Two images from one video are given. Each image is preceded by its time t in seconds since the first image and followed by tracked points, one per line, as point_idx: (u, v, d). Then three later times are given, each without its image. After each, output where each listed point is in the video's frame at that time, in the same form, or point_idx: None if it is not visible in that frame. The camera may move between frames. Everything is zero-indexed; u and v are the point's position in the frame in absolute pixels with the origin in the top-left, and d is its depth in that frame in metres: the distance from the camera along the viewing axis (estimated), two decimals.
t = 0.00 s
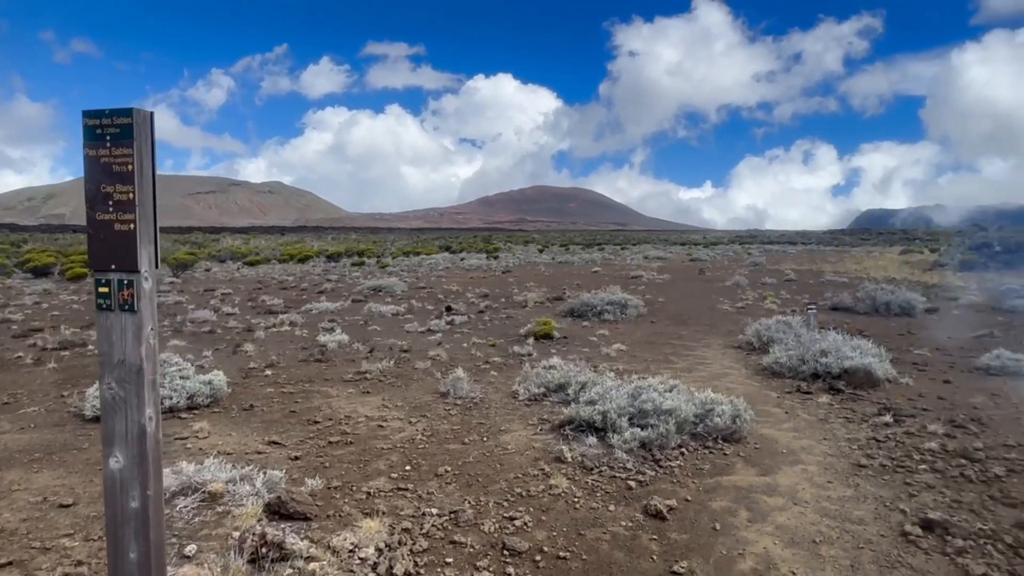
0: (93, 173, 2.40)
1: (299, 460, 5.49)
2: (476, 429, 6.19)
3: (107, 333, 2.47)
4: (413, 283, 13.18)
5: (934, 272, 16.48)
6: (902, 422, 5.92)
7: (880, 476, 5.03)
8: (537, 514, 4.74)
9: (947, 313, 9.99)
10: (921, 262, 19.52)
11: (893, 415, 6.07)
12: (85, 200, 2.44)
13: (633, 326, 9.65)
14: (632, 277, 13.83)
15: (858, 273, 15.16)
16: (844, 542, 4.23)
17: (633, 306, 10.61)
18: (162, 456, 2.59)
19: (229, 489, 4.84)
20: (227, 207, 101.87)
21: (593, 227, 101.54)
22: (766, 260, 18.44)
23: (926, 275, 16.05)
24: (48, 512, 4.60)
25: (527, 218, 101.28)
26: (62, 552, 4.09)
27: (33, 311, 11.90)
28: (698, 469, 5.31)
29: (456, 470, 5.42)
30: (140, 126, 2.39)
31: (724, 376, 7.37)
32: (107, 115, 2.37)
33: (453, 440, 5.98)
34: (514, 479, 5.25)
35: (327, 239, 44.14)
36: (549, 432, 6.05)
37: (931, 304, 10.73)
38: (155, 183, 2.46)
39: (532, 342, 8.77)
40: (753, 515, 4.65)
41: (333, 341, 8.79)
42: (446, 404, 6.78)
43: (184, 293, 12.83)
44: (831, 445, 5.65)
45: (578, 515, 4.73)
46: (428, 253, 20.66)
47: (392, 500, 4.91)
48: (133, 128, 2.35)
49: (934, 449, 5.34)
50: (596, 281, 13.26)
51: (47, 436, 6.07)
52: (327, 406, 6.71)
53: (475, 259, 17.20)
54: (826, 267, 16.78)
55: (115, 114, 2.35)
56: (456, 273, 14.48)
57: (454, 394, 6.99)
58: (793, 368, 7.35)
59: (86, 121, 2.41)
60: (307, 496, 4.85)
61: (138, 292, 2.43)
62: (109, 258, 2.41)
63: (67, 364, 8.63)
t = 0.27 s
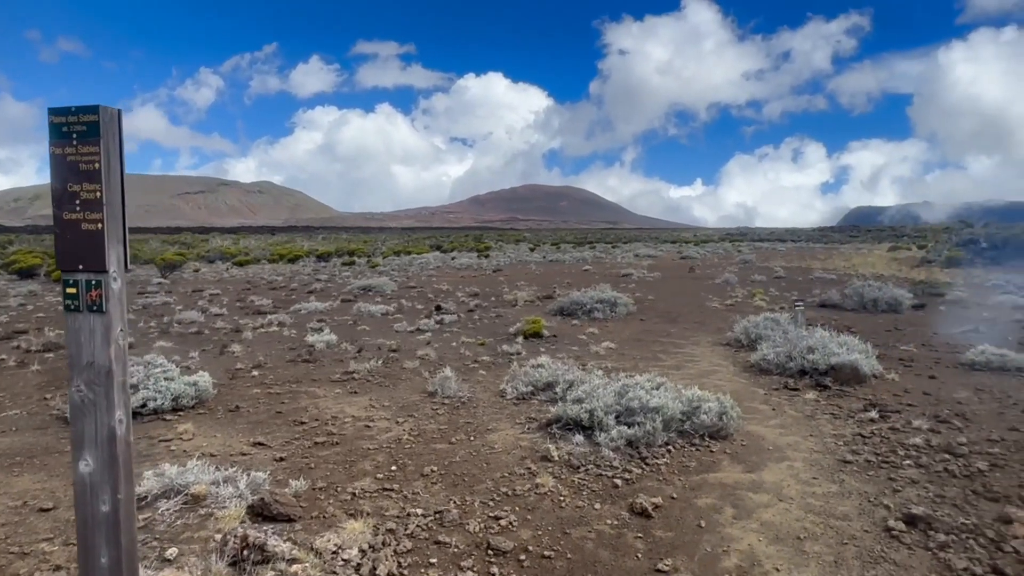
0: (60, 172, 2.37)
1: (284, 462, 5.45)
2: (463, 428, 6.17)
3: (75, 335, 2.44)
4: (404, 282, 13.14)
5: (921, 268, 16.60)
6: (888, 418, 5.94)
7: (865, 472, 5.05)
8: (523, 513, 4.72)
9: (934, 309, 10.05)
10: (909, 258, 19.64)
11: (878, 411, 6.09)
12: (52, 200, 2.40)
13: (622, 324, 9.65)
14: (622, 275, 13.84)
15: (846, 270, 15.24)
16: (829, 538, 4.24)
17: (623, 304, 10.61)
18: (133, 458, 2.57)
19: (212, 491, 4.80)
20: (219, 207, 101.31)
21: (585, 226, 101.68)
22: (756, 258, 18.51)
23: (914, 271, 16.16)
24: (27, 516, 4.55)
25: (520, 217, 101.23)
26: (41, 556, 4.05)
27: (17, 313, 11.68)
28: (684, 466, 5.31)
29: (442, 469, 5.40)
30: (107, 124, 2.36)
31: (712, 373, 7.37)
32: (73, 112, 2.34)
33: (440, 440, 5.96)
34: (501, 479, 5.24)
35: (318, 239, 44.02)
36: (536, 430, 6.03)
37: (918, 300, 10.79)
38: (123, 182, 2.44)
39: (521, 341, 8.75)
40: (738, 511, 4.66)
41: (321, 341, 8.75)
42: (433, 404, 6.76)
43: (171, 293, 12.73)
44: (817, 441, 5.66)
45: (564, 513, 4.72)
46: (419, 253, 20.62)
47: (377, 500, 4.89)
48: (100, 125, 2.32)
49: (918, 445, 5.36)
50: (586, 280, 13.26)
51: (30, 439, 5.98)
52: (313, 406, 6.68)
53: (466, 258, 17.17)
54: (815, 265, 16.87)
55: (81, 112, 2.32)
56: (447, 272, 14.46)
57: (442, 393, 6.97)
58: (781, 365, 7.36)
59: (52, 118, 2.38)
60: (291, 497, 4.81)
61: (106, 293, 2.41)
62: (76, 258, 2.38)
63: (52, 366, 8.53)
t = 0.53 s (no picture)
0: (37, 172, 2.37)
1: (277, 463, 5.43)
2: (457, 428, 6.16)
3: (54, 338, 2.43)
4: (400, 282, 13.11)
5: (916, 264, 16.61)
6: (881, 413, 5.93)
7: (858, 468, 5.04)
8: (516, 512, 4.71)
9: (929, 304, 10.04)
10: (905, 254, 19.65)
11: (872, 407, 6.08)
12: (29, 201, 2.40)
13: (618, 323, 9.63)
14: (619, 273, 13.82)
15: (842, 267, 15.24)
16: (821, 535, 4.23)
17: (619, 302, 10.59)
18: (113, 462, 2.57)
19: (203, 493, 4.78)
20: (217, 208, 101.14)
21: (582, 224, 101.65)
22: (753, 255, 18.50)
23: (911, 267, 16.17)
24: (17, 520, 4.53)
25: (517, 216, 101.19)
26: (30, 561, 4.03)
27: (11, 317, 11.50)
28: (677, 464, 5.30)
29: (435, 469, 5.38)
30: (84, 124, 2.37)
31: (707, 370, 7.36)
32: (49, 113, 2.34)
33: (433, 439, 5.94)
34: (494, 478, 5.22)
35: (315, 239, 44.02)
36: (530, 429, 6.02)
37: (913, 295, 10.79)
38: (100, 183, 2.45)
39: (516, 340, 8.73)
40: (731, 509, 4.64)
41: (316, 341, 8.73)
42: (427, 403, 6.74)
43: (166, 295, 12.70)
44: (811, 438, 5.65)
45: (556, 512, 4.70)
46: (416, 252, 20.60)
47: (369, 501, 4.88)
48: (77, 125, 2.32)
49: (911, 440, 5.35)
50: (583, 278, 13.24)
51: (22, 443, 5.94)
52: (307, 407, 6.66)
53: (462, 258, 17.14)
54: (811, 261, 16.86)
55: (57, 112, 2.32)
56: (443, 272, 14.44)
57: (436, 393, 6.95)
58: (775, 362, 7.35)
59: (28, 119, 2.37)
60: (282, 499, 4.80)
61: (85, 295, 2.40)
62: (54, 260, 2.37)
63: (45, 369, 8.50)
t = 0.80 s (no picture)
0: (25, 175, 2.39)
1: (276, 464, 5.44)
2: (457, 428, 6.15)
3: (43, 341, 2.44)
4: (401, 282, 13.12)
5: (919, 260, 16.52)
6: (883, 410, 5.89)
7: (859, 465, 5.01)
8: (515, 512, 4.70)
9: (932, 300, 9.98)
10: (908, 250, 19.55)
11: (873, 404, 6.04)
12: (18, 205, 2.42)
13: (619, 321, 9.60)
14: (620, 272, 13.78)
15: (845, 263, 15.16)
16: (821, 532, 4.20)
17: (620, 301, 10.57)
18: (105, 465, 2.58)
19: (202, 495, 4.79)
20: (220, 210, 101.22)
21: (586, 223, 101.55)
22: (756, 251, 18.44)
23: (915, 262, 16.08)
24: (17, 523, 4.56)
25: (520, 215, 101.16)
26: (28, 563, 4.05)
27: (14, 321, 11.28)
28: (677, 462, 5.28)
29: (435, 469, 5.37)
30: (71, 126, 2.38)
31: (708, 368, 7.33)
32: (37, 116, 2.36)
33: (433, 439, 5.94)
34: (493, 477, 5.21)
35: (317, 240, 44.07)
36: (529, 429, 6.00)
37: (915, 291, 10.73)
38: (89, 185, 2.46)
39: (517, 339, 8.72)
40: (730, 507, 4.62)
41: (317, 342, 8.75)
42: (427, 404, 6.73)
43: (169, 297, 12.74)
44: (811, 435, 5.62)
45: (555, 511, 4.69)
46: (418, 252, 20.60)
47: (368, 501, 4.87)
48: (64, 128, 2.34)
49: (913, 437, 5.31)
50: (584, 276, 13.21)
51: (24, 447, 5.90)
52: (307, 408, 6.67)
53: (464, 258, 17.13)
54: (814, 258, 16.80)
55: (45, 115, 2.34)
56: (445, 272, 14.44)
57: (436, 393, 6.94)
58: (776, 359, 7.31)
59: (16, 123, 2.40)
60: (281, 500, 4.80)
61: (74, 298, 2.41)
62: (43, 263, 2.39)
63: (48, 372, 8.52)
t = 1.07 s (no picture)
0: (27, 177, 2.40)
1: (283, 464, 5.46)
2: (463, 428, 6.15)
3: (48, 342, 2.46)
4: (408, 282, 13.13)
5: (929, 256, 16.37)
6: (892, 408, 5.83)
7: (868, 464, 4.96)
8: (521, 511, 4.69)
9: (942, 297, 9.88)
10: (918, 247, 19.37)
11: (882, 402, 5.98)
12: (22, 207, 2.44)
13: (626, 320, 9.56)
14: (627, 270, 13.73)
15: (854, 260, 15.03)
16: (829, 531, 4.17)
17: (627, 299, 10.52)
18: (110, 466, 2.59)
19: (210, 496, 4.81)
20: (227, 213, 101.04)
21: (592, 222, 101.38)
22: (764, 249, 18.32)
23: (924, 259, 15.93)
24: (27, 524, 4.60)
25: (527, 215, 101.17)
26: (38, 564, 4.09)
27: (25, 321, 11.27)
28: (684, 461, 5.25)
29: (441, 469, 5.37)
30: (72, 127, 2.40)
31: (715, 367, 7.29)
32: (39, 117, 2.38)
33: (440, 439, 5.93)
34: (500, 477, 5.20)
35: (324, 241, 44.15)
36: (536, 428, 5.99)
37: (925, 288, 10.63)
38: (91, 187, 2.47)
39: (523, 338, 8.71)
40: (738, 506, 4.59)
41: (324, 343, 8.77)
42: (434, 403, 6.73)
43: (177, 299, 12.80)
44: (820, 434, 5.57)
45: (562, 511, 4.68)
46: (425, 253, 20.63)
47: (375, 501, 4.88)
48: (65, 128, 2.36)
49: (923, 435, 5.25)
50: (591, 275, 13.16)
51: (34, 449, 5.87)
52: (314, 409, 6.69)
53: (470, 258, 17.13)
54: (823, 255, 16.67)
55: (46, 116, 2.36)
56: (451, 271, 14.44)
57: (442, 393, 6.94)
58: (784, 357, 7.26)
59: (18, 125, 2.42)
60: (287, 500, 4.81)
61: (77, 298, 2.42)
62: (46, 264, 2.40)
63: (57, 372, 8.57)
